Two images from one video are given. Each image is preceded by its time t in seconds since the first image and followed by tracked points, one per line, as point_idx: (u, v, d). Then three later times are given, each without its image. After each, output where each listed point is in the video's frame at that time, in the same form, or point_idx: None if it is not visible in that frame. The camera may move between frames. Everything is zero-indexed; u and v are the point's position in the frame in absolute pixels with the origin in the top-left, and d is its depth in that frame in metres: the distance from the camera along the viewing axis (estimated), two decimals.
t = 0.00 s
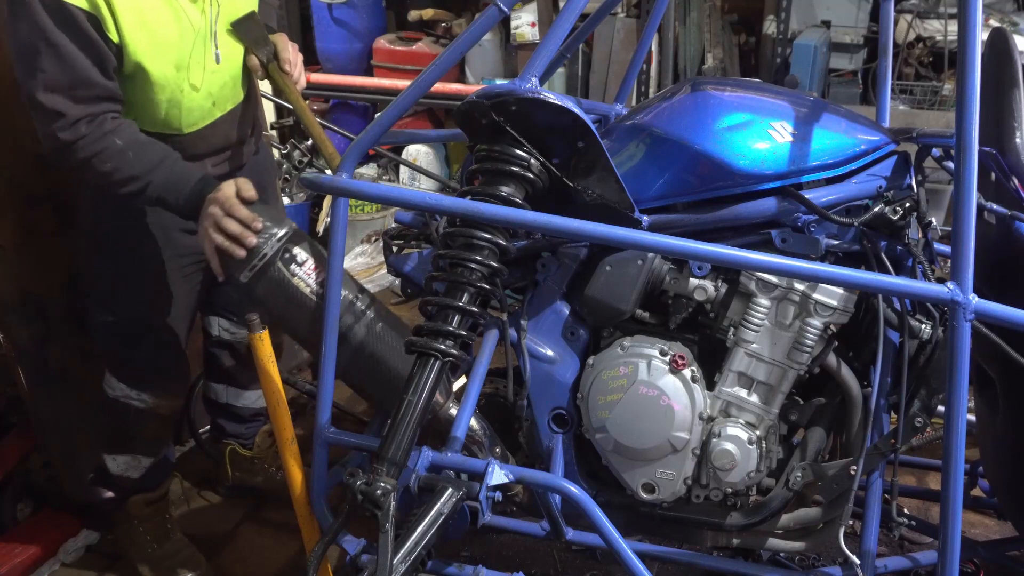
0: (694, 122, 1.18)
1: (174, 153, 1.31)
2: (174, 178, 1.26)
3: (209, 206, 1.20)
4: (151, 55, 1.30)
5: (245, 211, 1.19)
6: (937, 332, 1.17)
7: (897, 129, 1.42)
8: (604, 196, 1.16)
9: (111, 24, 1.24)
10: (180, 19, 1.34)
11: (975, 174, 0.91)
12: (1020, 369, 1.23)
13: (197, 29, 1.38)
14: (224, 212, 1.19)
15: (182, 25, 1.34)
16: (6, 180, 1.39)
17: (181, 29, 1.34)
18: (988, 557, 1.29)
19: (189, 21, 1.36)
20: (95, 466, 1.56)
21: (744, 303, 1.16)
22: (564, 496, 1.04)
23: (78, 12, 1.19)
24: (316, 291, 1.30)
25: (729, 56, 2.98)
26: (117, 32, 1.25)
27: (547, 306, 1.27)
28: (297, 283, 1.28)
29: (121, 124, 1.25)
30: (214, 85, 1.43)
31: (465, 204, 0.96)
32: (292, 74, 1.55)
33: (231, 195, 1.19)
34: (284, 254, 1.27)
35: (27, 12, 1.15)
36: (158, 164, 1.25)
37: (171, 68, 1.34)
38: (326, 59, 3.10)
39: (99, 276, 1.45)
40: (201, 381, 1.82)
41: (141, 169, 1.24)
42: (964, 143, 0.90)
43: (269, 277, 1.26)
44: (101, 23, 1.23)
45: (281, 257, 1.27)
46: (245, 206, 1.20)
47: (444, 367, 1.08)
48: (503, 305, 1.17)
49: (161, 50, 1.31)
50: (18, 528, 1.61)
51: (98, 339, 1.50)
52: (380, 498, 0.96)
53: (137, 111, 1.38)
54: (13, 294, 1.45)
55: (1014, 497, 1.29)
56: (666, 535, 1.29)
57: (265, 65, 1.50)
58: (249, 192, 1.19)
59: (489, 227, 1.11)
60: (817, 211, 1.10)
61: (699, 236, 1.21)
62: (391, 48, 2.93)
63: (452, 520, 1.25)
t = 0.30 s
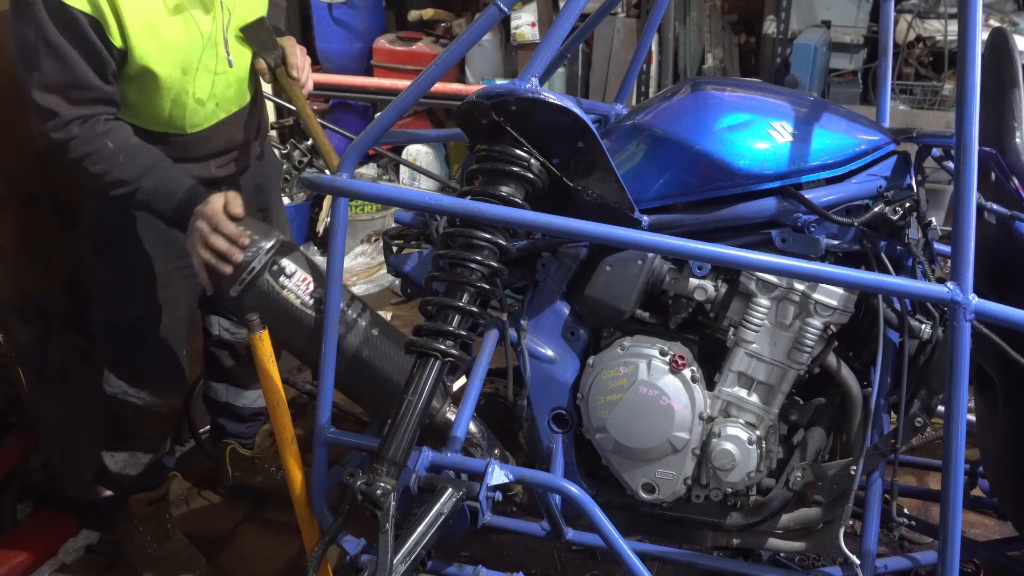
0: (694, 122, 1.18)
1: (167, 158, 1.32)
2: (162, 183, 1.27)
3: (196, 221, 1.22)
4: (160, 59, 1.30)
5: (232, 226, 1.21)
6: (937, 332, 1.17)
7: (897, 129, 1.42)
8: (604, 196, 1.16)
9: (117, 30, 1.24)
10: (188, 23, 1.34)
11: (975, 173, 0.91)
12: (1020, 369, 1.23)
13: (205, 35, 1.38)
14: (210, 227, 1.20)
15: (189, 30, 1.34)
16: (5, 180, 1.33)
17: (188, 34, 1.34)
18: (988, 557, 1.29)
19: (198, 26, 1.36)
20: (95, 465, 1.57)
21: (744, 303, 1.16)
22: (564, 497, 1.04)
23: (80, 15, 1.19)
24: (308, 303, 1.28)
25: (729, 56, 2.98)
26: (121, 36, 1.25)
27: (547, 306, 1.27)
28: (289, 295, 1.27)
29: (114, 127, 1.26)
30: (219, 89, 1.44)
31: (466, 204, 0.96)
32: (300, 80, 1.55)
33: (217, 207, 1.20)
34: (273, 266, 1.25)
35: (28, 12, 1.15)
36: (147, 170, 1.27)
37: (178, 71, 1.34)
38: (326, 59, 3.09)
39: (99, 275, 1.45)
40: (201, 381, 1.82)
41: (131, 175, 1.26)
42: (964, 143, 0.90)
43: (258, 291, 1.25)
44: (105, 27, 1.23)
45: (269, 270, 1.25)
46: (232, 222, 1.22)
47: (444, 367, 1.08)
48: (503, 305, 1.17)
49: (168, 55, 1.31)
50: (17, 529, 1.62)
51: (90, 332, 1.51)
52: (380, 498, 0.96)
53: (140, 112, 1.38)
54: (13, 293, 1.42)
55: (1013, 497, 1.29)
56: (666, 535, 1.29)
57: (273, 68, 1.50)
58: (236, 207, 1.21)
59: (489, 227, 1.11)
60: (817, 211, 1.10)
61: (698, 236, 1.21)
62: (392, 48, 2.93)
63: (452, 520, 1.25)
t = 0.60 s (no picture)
0: (695, 122, 1.18)
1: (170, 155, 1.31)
2: (168, 180, 1.27)
3: (201, 215, 1.19)
4: (169, 62, 1.30)
5: (238, 222, 1.20)
6: (937, 332, 1.17)
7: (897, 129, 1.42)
8: (604, 196, 1.16)
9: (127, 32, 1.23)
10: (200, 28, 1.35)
11: (976, 173, 0.91)
12: (1020, 369, 1.23)
13: (216, 39, 1.38)
14: (217, 220, 1.19)
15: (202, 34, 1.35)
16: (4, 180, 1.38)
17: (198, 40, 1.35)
18: (989, 557, 1.29)
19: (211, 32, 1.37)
20: (95, 465, 1.58)
21: (744, 303, 1.16)
22: (565, 497, 1.04)
23: (91, 14, 1.17)
24: (313, 297, 1.29)
25: (729, 56, 2.99)
26: (131, 38, 1.24)
27: (547, 306, 1.27)
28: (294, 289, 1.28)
29: (119, 122, 1.26)
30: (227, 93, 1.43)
31: (466, 204, 0.96)
32: (310, 83, 1.58)
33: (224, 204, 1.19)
34: (278, 262, 1.26)
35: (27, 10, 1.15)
36: (153, 166, 1.26)
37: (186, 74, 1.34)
38: (326, 59, 3.09)
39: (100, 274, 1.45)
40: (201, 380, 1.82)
41: (136, 170, 1.25)
42: (964, 143, 0.90)
43: (264, 284, 1.26)
44: (116, 27, 1.21)
45: (275, 265, 1.26)
46: (238, 216, 1.21)
47: (444, 367, 1.08)
48: (503, 305, 1.17)
49: (177, 60, 1.31)
50: (16, 529, 1.62)
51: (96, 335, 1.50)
52: (380, 498, 0.96)
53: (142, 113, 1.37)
54: (13, 294, 1.41)
55: (1013, 496, 1.29)
56: (666, 535, 1.29)
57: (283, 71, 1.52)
58: (243, 203, 1.20)
59: (489, 227, 1.11)
60: (817, 211, 1.10)
61: (698, 237, 1.21)
62: (392, 48, 2.93)
63: (452, 520, 1.25)
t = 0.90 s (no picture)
0: (695, 122, 1.18)
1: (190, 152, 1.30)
2: (185, 174, 1.25)
3: (220, 199, 1.21)
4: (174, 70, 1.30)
5: (255, 206, 1.20)
6: (937, 332, 1.17)
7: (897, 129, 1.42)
8: (604, 196, 1.16)
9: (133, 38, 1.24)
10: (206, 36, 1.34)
11: (976, 173, 0.91)
12: (1020, 369, 1.23)
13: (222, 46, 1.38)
14: (234, 204, 1.20)
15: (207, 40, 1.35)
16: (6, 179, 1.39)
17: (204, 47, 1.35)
18: (989, 557, 1.29)
19: (217, 39, 1.36)
20: (94, 465, 1.56)
21: (744, 303, 1.16)
22: (565, 497, 1.04)
23: (98, 22, 1.19)
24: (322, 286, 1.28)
25: (729, 57, 2.99)
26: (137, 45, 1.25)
27: (548, 306, 1.27)
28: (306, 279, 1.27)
29: (133, 124, 1.25)
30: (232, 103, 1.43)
31: (466, 204, 0.96)
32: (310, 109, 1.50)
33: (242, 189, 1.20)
34: (293, 249, 1.26)
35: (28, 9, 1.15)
36: (169, 162, 1.25)
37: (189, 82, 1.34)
38: (326, 59, 3.09)
39: (103, 274, 1.46)
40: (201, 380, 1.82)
41: (153, 168, 1.24)
42: (964, 143, 0.90)
43: (277, 272, 1.25)
44: (122, 33, 1.23)
45: (289, 252, 1.26)
46: (255, 201, 1.21)
47: (444, 367, 1.08)
48: (503, 305, 1.17)
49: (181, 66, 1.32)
50: (17, 529, 1.62)
51: (98, 337, 1.54)
52: (380, 498, 0.96)
53: (151, 119, 1.38)
54: (13, 294, 1.45)
55: (1012, 497, 1.29)
56: (666, 535, 1.29)
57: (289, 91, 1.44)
58: (260, 188, 1.20)
59: (489, 227, 1.11)
60: (817, 211, 1.10)
61: (698, 237, 1.21)
62: (391, 48, 2.93)
63: (452, 520, 1.25)
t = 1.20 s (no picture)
0: (694, 122, 1.18)
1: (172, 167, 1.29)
2: (170, 185, 1.24)
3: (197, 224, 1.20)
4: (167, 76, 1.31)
5: (230, 230, 1.19)
6: (937, 332, 1.17)
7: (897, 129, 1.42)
8: (604, 196, 1.16)
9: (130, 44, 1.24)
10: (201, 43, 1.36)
11: (975, 173, 0.91)
12: (1020, 369, 1.23)
13: (217, 52, 1.39)
14: (209, 230, 1.19)
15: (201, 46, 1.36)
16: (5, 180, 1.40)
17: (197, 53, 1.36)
18: (989, 557, 1.29)
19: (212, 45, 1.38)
20: (94, 465, 1.57)
21: (744, 303, 1.16)
22: (564, 497, 1.04)
23: (95, 26, 1.19)
24: (309, 308, 1.27)
25: (729, 56, 2.99)
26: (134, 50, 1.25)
27: (548, 306, 1.27)
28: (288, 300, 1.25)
29: (119, 133, 1.25)
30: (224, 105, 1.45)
31: (466, 204, 0.96)
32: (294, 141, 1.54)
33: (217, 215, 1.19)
34: (271, 271, 1.24)
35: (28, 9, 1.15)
36: (152, 176, 1.24)
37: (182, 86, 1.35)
38: (326, 59, 3.10)
39: (103, 274, 1.46)
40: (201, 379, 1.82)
41: (153, 167, 1.24)
42: (964, 143, 0.90)
43: (255, 294, 1.23)
44: (119, 39, 1.23)
45: (268, 274, 1.23)
46: (230, 226, 1.20)
47: (444, 367, 1.08)
48: (503, 305, 1.17)
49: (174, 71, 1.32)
50: (17, 529, 1.62)
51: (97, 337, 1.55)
52: (380, 498, 0.96)
53: (145, 120, 1.39)
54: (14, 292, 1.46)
55: (1012, 496, 1.29)
56: (666, 535, 1.29)
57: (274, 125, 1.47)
58: (235, 211, 1.19)
59: (489, 227, 1.11)
60: (817, 211, 1.10)
61: (698, 236, 1.21)
62: (392, 48, 2.93)
63: (452, 520, 1.25)
